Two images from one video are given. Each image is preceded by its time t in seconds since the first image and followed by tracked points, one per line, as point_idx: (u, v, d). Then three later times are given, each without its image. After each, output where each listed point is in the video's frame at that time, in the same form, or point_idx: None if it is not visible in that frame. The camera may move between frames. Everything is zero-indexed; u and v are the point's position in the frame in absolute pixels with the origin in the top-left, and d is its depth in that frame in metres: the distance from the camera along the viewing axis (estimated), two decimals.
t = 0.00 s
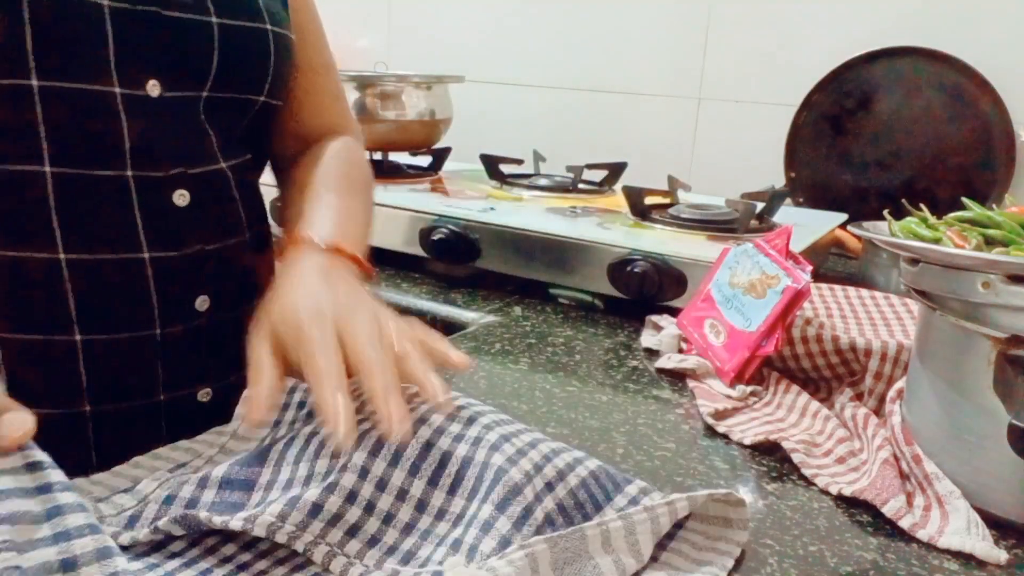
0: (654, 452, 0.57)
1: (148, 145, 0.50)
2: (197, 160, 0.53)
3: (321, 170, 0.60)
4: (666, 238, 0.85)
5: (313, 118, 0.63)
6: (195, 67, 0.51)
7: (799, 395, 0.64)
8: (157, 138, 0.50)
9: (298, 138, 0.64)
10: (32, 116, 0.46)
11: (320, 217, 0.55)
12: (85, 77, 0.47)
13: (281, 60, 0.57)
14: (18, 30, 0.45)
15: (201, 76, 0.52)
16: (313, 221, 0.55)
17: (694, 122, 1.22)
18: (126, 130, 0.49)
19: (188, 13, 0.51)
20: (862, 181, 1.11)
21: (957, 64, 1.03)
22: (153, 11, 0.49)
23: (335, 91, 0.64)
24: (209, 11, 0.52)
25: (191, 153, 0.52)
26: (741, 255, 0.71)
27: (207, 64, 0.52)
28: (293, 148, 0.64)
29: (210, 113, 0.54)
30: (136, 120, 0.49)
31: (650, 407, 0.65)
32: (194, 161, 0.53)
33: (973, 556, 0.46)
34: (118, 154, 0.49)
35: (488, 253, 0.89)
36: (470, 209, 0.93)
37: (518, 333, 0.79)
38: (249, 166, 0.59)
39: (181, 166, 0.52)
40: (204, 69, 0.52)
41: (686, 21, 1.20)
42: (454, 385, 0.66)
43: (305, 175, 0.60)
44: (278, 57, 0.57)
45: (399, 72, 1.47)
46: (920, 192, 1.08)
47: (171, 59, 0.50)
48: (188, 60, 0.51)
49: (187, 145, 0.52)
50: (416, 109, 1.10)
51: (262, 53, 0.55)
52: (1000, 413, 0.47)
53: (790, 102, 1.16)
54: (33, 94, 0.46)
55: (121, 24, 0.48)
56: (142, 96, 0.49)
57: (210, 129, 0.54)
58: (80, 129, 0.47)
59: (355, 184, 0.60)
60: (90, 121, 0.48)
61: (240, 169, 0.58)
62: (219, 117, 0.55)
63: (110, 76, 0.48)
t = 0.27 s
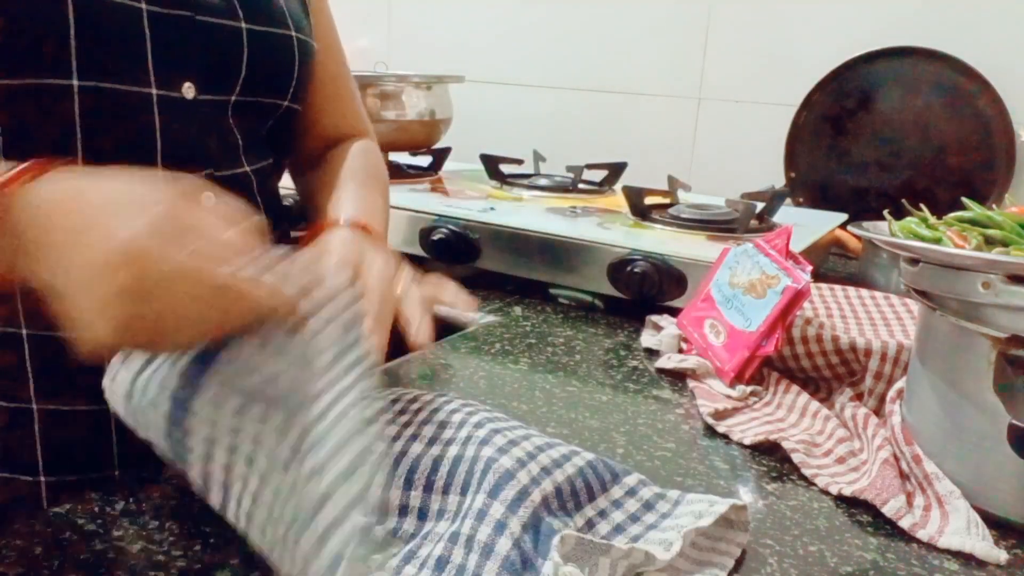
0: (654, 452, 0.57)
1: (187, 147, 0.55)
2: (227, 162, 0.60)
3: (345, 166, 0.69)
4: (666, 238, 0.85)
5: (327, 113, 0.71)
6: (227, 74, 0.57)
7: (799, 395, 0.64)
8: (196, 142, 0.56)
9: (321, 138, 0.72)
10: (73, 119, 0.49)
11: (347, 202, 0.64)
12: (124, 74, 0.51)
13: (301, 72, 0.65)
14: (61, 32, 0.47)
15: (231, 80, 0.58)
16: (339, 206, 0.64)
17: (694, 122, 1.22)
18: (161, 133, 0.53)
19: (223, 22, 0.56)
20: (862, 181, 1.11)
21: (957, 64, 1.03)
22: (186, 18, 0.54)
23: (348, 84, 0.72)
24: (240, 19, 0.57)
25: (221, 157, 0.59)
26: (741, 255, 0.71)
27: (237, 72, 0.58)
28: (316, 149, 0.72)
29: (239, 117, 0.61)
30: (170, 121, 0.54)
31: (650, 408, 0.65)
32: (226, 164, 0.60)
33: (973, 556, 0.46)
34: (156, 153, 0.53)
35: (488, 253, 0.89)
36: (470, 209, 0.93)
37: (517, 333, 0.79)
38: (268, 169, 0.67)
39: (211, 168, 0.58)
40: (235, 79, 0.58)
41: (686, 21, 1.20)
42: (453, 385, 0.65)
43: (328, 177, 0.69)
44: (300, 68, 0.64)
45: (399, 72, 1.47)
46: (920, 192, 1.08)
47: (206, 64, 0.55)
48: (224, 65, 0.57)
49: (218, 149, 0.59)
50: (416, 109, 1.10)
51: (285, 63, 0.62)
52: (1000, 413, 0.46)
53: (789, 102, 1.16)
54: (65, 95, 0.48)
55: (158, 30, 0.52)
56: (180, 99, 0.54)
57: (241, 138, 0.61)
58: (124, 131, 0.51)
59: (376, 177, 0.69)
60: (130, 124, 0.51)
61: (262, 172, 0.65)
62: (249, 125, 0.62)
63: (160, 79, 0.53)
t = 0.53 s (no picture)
0: (654, 452, 0.57)
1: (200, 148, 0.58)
2: (240, 167, 0.62)
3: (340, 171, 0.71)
4: (666, 238, 0.85)
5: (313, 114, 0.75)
6: (234, 75, 0.59)
7: (799, 395, 0.64)
8: (199, 143, 0.58)
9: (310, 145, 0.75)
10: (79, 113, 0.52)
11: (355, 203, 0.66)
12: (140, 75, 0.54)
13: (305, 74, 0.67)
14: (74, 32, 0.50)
15: (239, 83, 0.60)
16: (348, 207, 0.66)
17: (694, 122, 1.22)
18: (170, 135, 0.56)
19: (229, 24, 0.58)
20: (862, 181, 1.11)
21: (956, 64, 1.03)
22: (184, 19, 0.55)
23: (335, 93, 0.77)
24: (247, 22, 0.60)
25: (230, 162, 0.61)
26: (740, 255, 0.71)
27: (245, 75, 0.60)
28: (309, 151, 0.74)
29: (249, 121, 0.63)
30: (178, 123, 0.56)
31: (651, 408, 0.65)
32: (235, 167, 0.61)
33: (973, 556, 0.46)
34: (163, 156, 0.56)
35: (488, 253, 0.89)
36: (470, 209, 0.93)
37: (517, 333, 0.79)
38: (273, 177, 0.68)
39: (222, 171, 0.60)
40: (245, 83, 0.61)
41: (686, 21, 1.20)
42: (454, 385, 0.65)
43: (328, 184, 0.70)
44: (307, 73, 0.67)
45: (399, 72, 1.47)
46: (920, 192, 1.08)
47: (213, 65, 0.58)
48: (233, 70, 0.59)
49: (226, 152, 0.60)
50: (416, 109, 1.10)
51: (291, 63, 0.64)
52: (1000, 412, 0.46)
53: (789, 102, 1.16)
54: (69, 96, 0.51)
55: (167, 31, 0.54)
56: (189, 100, 0.56)
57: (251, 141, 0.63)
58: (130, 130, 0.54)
59: (365, 171, 0.73)
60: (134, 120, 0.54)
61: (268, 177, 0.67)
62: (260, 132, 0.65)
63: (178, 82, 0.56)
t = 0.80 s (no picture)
0: (654, 452, 0.57)
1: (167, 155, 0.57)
2: (208, 175, 0.61)
3: (386, 181, 0.70)
4: (665, 238, 0.85)
5: (348, 113, 0.72)
6: (204, 81, 0.58)
7: (799, 395, 0.64)
8: (165, 155, 0.57)
9: (330, 148, 0.72)
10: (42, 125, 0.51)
11: (417, 230, 0.66)
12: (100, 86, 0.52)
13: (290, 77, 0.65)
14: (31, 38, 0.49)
15: (212, 88, 0.59)
16: (410, 233, 0.66)
17: (694, 123, 1.22)
18: (136, 145, 0.55)
19: (201, 30, 0.57)
20: (862, 181, 1.11)
21: (956, 64, 1.03)
22: (143, 26, 0.54)
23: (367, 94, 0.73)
24: (221, 27, 0.58)
25: (199, 170, 0.60)
26: (741, 255, 0.71)
27: (218, 86, 0.59)
28: (335, 154, 0.72)
29: (221, 127, 0.62)
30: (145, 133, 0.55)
31: (650, 408, 0.65)
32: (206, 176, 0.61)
33: (973, 556, 0.46)
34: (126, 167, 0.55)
35: (488, 253, 0.89)
36: (470, 209, 0.93)
37: (517, 333, 0.79)
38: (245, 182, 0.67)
39: (189, 178, 0.60)
40: (218, 85, 0.59)
41: (686, 22, 1.20)
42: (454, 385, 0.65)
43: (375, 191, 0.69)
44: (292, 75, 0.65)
45: (399, 72, 1.47)
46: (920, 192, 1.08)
47: (183, 73, 0.57)
48: (201, 76, 0.58)
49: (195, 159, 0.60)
50: (416, 109, 1.10)
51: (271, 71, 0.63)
52: (1001, 413, 0.46)
53: (789, 102, 1.16)
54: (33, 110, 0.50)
55: (133, 44, 0.53)
56: (154, 110, 0.56)
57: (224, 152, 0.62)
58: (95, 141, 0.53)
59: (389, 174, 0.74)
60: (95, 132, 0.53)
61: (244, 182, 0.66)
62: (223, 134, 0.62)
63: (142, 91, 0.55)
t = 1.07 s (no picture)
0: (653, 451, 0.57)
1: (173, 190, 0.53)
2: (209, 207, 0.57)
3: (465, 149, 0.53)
4: (666, 238, 0.85)
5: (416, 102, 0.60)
6: (221, 123, 0.51)
7: (799, 395, 0.64)
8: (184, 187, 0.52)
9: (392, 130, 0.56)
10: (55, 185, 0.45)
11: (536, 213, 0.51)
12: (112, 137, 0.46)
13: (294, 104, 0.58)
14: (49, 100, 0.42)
15: (224, 129, 0.52)
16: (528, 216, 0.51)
17: (694, 123, 1.22)
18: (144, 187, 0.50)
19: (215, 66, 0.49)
20: (862, 181, 1.11)
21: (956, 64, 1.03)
22: (170, 79, 0.46)
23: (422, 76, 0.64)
24: (235, 68, 0.50)
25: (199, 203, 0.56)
26: (741, 255, 0.71)
27: (232, 123, 0.52)
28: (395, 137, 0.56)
29: (226, 157, 0.56)
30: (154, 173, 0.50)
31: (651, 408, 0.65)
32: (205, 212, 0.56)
33: (973, 556, 0.46)
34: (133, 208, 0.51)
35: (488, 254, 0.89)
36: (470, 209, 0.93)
37: (517, 333, 0.79)
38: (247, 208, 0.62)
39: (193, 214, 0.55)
40: (234, 119, 0.52)
41: (686, 21, 1.20)
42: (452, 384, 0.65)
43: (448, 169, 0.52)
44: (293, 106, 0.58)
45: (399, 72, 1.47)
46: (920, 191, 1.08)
47: (201, 120, 0.50)
48: (217, 119, 0.51)
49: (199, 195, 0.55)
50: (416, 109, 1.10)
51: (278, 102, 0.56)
52: (1001, 413, 0.46)
53: (789, 102, 1.16)
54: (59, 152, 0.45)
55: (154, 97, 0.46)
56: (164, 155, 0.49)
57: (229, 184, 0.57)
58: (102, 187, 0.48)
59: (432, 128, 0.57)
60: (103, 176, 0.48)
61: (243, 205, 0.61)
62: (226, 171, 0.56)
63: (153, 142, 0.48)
